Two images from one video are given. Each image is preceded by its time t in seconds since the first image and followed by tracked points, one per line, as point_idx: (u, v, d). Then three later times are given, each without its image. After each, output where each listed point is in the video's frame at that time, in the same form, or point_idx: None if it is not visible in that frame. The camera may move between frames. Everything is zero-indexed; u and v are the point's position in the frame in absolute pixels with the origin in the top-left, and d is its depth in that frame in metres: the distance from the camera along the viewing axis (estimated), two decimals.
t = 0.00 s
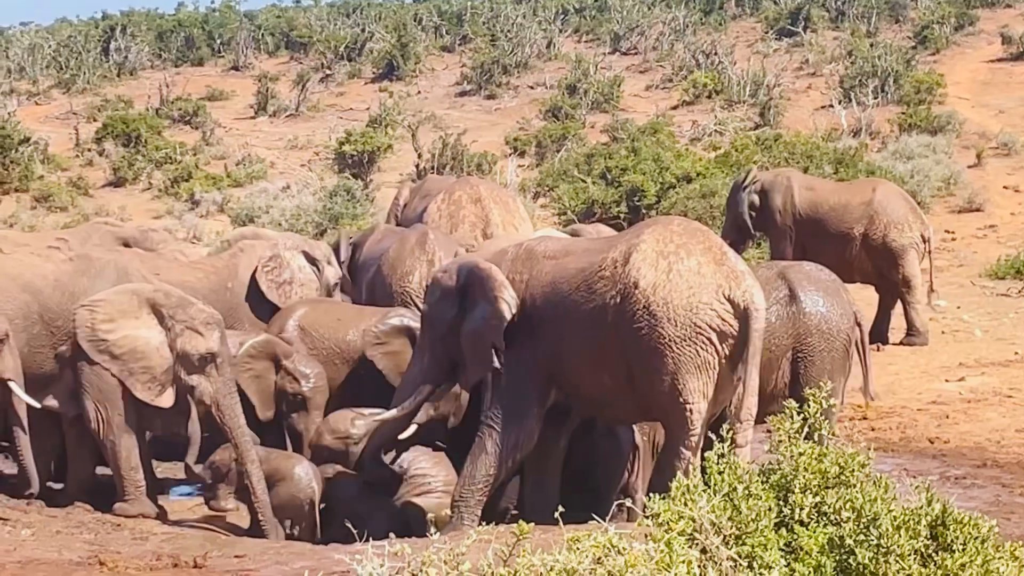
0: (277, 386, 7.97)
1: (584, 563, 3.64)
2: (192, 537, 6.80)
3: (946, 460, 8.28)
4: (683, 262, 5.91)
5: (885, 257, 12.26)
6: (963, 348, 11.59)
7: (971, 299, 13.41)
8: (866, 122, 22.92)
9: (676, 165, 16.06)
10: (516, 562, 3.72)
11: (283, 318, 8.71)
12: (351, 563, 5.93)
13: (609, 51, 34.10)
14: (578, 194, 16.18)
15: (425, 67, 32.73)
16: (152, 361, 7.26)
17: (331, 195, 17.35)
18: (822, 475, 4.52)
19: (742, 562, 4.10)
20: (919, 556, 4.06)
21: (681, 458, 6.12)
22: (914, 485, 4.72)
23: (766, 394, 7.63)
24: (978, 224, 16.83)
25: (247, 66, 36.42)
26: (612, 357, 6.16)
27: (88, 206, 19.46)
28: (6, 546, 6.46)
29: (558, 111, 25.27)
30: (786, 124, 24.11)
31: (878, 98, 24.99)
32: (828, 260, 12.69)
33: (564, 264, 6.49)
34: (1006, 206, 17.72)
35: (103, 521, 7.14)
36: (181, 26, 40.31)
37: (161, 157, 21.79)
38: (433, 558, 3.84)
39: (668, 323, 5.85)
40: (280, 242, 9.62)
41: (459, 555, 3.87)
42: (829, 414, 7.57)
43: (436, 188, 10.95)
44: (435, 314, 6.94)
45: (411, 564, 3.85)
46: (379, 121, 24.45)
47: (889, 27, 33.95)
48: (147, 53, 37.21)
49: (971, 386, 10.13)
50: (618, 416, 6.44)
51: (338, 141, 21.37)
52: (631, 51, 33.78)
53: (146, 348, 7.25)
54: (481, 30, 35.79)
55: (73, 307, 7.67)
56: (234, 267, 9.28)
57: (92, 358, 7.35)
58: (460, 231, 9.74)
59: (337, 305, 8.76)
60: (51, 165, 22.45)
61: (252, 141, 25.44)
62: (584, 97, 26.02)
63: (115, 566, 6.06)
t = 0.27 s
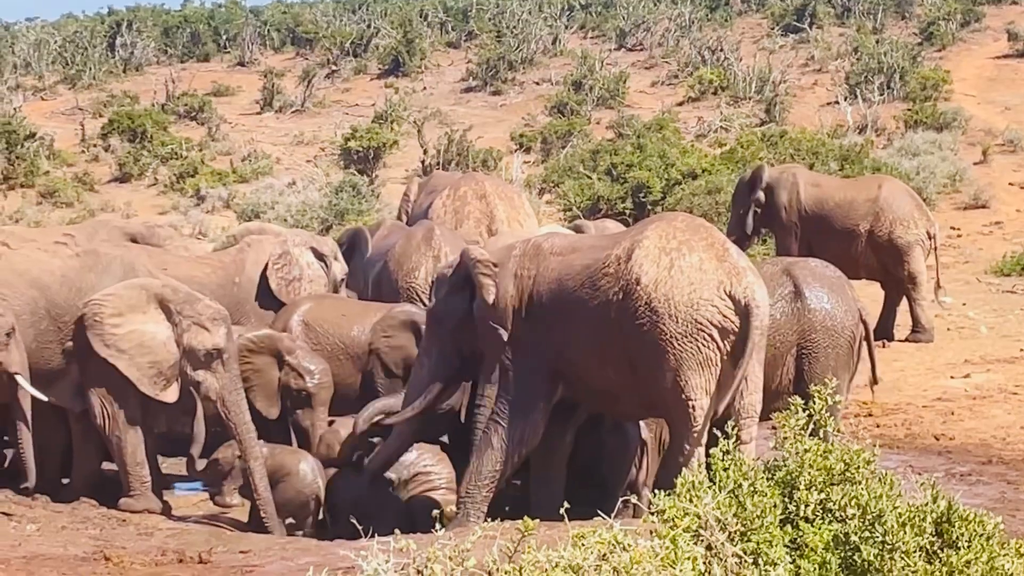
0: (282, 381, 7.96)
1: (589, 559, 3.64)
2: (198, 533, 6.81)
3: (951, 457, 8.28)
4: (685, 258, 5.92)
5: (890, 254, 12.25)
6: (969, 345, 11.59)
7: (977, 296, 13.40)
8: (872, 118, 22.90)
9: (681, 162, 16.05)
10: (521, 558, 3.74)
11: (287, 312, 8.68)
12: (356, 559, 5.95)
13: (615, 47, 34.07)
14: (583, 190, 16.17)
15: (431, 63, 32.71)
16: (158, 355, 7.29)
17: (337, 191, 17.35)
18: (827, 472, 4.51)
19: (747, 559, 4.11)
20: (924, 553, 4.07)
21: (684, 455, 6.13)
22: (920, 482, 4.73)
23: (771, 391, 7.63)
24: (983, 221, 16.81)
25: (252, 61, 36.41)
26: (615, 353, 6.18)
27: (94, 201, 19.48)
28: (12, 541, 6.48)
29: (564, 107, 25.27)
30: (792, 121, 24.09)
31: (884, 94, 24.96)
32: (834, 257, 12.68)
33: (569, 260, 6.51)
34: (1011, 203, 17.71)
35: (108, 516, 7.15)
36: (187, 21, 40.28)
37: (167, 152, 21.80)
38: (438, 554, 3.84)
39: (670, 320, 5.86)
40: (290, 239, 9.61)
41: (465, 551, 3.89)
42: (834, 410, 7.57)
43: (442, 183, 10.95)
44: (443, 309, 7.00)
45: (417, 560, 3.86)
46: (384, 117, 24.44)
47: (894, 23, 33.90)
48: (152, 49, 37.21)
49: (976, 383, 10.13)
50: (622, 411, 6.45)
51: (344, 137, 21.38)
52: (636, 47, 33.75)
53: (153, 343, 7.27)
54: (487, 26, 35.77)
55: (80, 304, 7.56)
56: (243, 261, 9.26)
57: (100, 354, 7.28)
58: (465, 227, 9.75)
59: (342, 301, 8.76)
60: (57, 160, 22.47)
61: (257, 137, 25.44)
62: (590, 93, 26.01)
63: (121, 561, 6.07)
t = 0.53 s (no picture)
0: (292, 374, 7.94)
1: (596, 555, 3.65)
2: (204, 528, 6.83)
3: (958, 453, 8.27)
4: (690, 253, 5.92)
5: (897, 250, 12.24)
6: (976, 341, 11.58)
7: (984, 292, 13.38)
8: (879, 115, 22.86)
9: (689, 158, 16.03)
10: (528, 554, 3.74)
11: (293, 307, 8.61)
12: (363, 554, 5.97)
13: (622, 42, 34.05)
14: (590, 186, 16.17)
15: (438, 58, 32.69)
16: (168, 348, 7.28)
17: (344, 186, 17.36)
18: (834, 468, 4.50)
19: (754, 555, 4.11)
20: (931, 550, 4.08)
21: (691, 451, 6.14)
22: (927, 479, 4.73)
23: (778, 387, 7.63)
24: (991, 217, 16.79)
25: (259, 56, 36.42)
26: (621, 349, 6.19)
27: (101, 196, 19.50)
28: (19, 535, 6.49)
29: (571, 102, 25.26)
30: (799, 117, 24.06)
31: (892, 90, 24.92)
32: (841, 253, 12.66)
33: (578, 256, 6.52)
34: (1018, 199, 17.68)
35: (115, 511, 7.17)
36: (194, 15, 40.28)
37: (174, 147, 21.81)
38: (445, 550, 3.85)
39: (675, 316, 5.86)
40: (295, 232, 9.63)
41: (472, 547, 3.90)
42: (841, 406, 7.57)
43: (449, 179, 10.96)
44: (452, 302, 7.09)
45: (424, 555, 3.87)
46: (391, 112, 24.44)
47: (902, 19, 33.84)
48: (159, 44, 37.22)
49: (984, 379, 10.12)
50: (628, 407, 6.45)
51: (351, 133, 21.40)
52: (644, 43, 33.71)
53: (163, 336, 7.27)
54: (494, 21, 35.75)
55: (88, 298, 7.55)
56: (253, 256, 9.30)
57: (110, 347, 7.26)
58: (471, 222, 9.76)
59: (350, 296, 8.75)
60: (64, 154, 22.50)
61: (264, 132, 25.45)
62: (597, 89, 25.99)
63: (128, 556, 6.08)
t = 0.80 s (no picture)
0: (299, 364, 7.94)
1: (603, 550, 3.67)
2: (212, 522, 6.84)
3: (966, 449, 8.26)
4: (701, 248, 5.94)
5: (906, 245, 12.24)
6: (985, 337, 11.57)
7: (992, 288, 13.36)
8: (888, 110, 22.83)
9: (697, 153, 16.02)
10: (535, 548, 3.76)
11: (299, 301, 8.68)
12: (370, 548, 5.98)
13: (631, 38, 34.02)
14: (598, 180, 16.18)
15: (447, 53, 32.69)
16: (179, 337, 7.37)
17: (353, 180, 17.38)
18: (842, 464, 4.52)
19: (762, 550, 4.13)
20: (940, 545, 4.07)
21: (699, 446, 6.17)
22: (935, 474, 4.74)
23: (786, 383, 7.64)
24: (1000, 213, 16.76)
25: (268, 51, 36.45)
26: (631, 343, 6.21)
27: (109, 189, 19.55)
28: (27, 528, 6.52)
29: (580, 98, 25.25)
30: (808, 112, 24.05)
31: (901, 86, 24.88)
32: (850, 249, 12.64)
33: (588, 251, 6.53)
34: None
35: (122, 504, 7.19)
36: (203, 9, 40.30)
37: (182, 141, 21.83)
38: (453, 544, 3.87)
39: (686, 310, 5.89)
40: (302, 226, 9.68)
41: (480, 540, 3.93)
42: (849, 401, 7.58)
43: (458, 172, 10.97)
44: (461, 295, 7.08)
45: (431, 548, 3.89)
46: (400, 107, 24.44)
47: (911, 15, 33.75)
48: (168, 38, 37.24)
49: (992, 375, 10.11)
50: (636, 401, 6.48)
51: (359, 127, 21.42)
52: (653, 38, 33.68)
53: (173, 326, 7.35)
54: (503, 16, 35.74)
55: (96, 292, 7.57)
56: (264, 250, 9.32)
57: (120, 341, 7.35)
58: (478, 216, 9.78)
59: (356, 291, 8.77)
60: (73, 148, 22.54)
61: (273, 126, 25.48)
62: (606, 84, 25.99)
63: (136, 549, 6.10)
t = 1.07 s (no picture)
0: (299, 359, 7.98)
1: (612, 546, 3.69)
2: (221, 516, 6.86)
3: (976, 446, 8.25)
4: (713, 245, 5.96)
5: (916, 242, 12.25)
6: (995, 335, 11.54)
7: (1003, 286, 13.33)
8: (899, 107, 22.77)
9: (708, 149, 16.00)
10: (544, 545, 3.78)
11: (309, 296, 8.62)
12: (379, 544, 5.99)
13: (642, 34, 33.95)
14: (609, 176, 16.16)
15: (458, 49, 32.66)
16: (191, 329, 7.41)
17: (363, 176, 17.40)
18: (852, 461, 4.52)
19: (772, 547, 4.13)
20: (950, 542, 4.07)
21: (709, 442, 6.20)
22: (945, 471, 4.73)
23: (796, 380, 7.64)
24: (1011, 211, 16.71)
25: (279, 46, 36.47)
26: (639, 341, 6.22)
27: (120, 184, 19.59)
28: (37, 522, 6.55)
29: (591, 94, 25.21)
30: (819, 109, 24.02)
31: (912, 83, 24.81)
32: (860, 245, 12.63)
33: (598, 246, 6.54)
34: None
35: (132, 498, 7.21)
36: (214, 4, 40.29)
37: (193, 136, 21.84)
38: (462, 539, 3.89)
39: (697, 307, 5.91)
40: (313, 220, 9.68)
41: (488, 537, 3.95)
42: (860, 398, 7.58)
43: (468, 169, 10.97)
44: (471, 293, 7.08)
45: (442, 543, 3.90)
46: (411, 102, 24.44)
47: (923, 11, 33.61)
48: (179, 32, 37.26)
49: (1002, 372, 10.09)
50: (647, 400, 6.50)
51: (370, 122, 21.43)
52: (664, 34, 33.61)
53: (184, 319, 7.41)
54: (514, 12, 35.70)
55: (105, 285, 7.69)
56: (274, 244, 9.29)
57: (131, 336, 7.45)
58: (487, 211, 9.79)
59: (368, 288, 8.72)
60: (84, 143, 22.59)
61: (283, 121, 25.49)
62: (616, 80, 25.96)
63: (146, 543, 6.12)
